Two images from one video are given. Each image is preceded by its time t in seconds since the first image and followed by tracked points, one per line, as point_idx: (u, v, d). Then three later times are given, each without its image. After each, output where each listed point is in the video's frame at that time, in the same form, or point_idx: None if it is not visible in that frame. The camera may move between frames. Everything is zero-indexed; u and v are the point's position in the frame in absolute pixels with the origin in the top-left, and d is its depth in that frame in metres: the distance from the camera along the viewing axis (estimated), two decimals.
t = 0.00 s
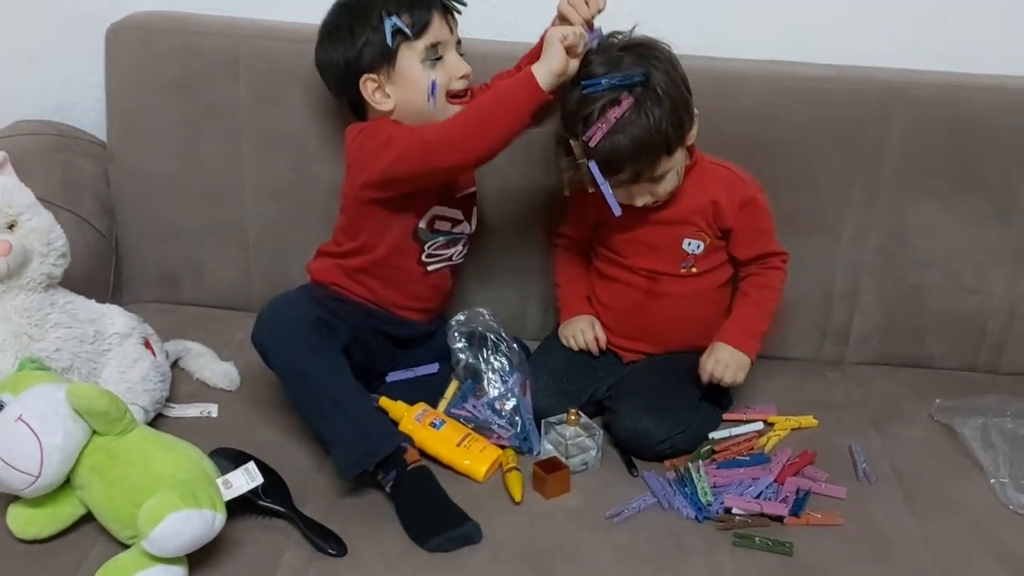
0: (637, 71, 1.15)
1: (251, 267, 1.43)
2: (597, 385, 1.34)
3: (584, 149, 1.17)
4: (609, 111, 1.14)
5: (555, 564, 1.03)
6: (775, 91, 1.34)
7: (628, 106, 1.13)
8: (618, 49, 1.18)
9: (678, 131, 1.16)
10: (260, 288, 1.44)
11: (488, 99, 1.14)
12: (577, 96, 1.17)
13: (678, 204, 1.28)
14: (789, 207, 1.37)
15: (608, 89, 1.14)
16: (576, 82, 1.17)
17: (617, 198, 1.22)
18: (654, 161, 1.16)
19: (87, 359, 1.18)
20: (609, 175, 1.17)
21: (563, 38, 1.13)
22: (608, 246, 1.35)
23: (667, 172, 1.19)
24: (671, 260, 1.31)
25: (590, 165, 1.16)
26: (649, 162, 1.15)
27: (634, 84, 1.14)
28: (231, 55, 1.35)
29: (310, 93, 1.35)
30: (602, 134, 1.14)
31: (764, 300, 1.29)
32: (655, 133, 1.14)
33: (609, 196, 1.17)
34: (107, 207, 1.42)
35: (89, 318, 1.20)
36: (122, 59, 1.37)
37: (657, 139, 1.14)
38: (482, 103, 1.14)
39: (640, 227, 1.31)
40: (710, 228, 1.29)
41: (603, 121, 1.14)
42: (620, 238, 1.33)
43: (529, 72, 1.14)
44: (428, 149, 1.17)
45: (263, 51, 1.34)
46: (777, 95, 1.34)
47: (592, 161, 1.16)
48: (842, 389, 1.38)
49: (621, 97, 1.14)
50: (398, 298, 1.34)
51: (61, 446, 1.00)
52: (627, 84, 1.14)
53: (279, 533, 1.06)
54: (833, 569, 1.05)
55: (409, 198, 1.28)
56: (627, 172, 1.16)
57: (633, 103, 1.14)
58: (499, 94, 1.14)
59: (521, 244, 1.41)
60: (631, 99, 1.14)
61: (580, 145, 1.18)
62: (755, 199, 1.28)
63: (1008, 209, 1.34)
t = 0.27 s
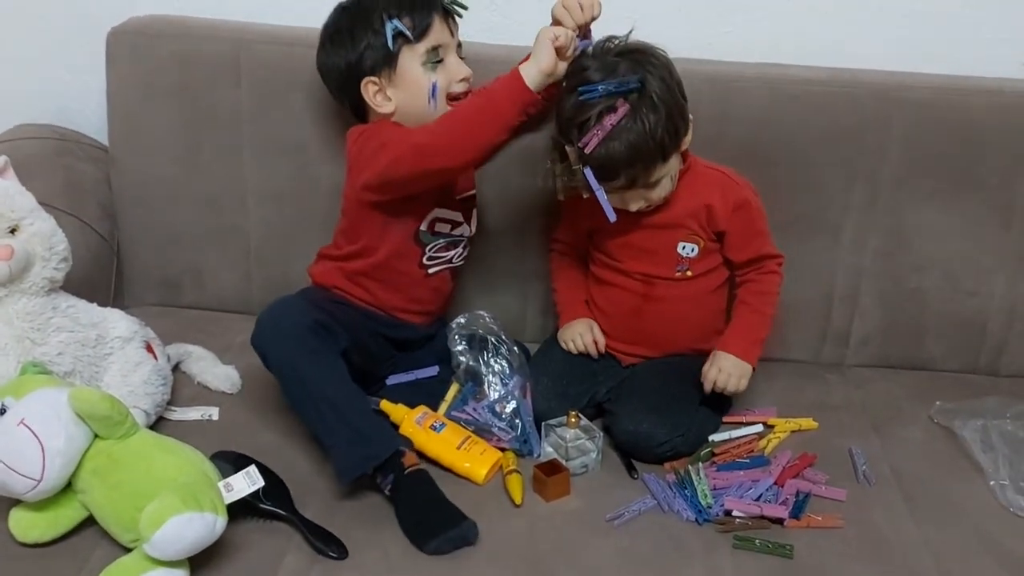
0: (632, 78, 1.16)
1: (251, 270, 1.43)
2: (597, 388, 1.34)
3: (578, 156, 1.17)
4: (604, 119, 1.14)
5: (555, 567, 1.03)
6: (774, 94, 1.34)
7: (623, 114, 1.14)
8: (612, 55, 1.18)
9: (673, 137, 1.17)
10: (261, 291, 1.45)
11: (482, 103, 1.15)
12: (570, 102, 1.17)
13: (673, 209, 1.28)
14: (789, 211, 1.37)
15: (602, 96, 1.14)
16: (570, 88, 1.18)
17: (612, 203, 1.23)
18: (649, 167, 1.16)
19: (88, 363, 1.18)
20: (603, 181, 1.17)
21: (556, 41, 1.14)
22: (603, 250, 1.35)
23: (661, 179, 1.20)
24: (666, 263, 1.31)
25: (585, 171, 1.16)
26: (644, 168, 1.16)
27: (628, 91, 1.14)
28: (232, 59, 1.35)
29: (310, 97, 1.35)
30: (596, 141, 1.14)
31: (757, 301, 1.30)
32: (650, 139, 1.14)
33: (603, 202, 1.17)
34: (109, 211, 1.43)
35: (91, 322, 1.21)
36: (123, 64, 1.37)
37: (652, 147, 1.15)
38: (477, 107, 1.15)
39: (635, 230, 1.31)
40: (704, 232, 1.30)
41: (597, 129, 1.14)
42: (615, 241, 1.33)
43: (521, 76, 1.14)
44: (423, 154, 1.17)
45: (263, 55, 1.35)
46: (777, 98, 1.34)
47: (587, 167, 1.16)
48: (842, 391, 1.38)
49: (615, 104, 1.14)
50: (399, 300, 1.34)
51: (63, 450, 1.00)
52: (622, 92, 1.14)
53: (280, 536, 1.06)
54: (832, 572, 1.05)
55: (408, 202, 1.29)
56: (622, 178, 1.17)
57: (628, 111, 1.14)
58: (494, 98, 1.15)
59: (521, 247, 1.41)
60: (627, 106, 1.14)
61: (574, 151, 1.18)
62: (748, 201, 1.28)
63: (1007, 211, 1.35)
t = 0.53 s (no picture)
0: (624, 79, 1.16)
1: (252, 272, 1.44)
2: (597, 388, 1.35)
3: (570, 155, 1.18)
4: (596, 119, 1.15)
5: (556, 566, 1.04)
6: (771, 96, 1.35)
7: (614, 114, 1.14)
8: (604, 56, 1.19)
9: (664, 139, 1.17)
10: (262, 292, 1.45)
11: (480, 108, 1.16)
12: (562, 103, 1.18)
13: (665, 209, 1.29)
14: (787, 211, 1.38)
15: (594, 96, 1.15)
16: (562, 88, 1.18)
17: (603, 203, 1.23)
18: (640, 168, 1.17)
19: (91, 365, 1.19)
20: (595, 181, 1.18)
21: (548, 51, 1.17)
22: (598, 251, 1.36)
23: (653, 179, 1.20)
24: (659, 264, 1.32)
25: (576, 170, 1.17)
26: (635, 168, 1.16)
27: (620, 92, 1.15)
28: (232, 62, 1.36)
29: (311, 99, 1.36)
30: (588, 141, 1.14)
31: (752, 302, 1.31)
32: (642, 140, 1.15)
33: (594, 202, 1.17)
34: (110, 213, 1.43)
35: (93, 324, 1.21)
36: (124, 67, 1.38)
37: (643, 147, 1.15)
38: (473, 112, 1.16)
39: (629, 232, 1.31)
40: (697, 233, 1.30)
41: (589, 128, 1.15)
42: (609, 242, 1.34)
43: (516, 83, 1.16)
44: (420, 160, 1.18)
45: (263, 58, 1.36)
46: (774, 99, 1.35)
47: (578, 167, 1.17)
48: (841, 390, 1.39)
49: (607, 105, 1.15)
50: (401, 303, 1.35)
51: (66, 452, 1.01)
52: (613, 92, 1.15)
53: (282, 536, 1.07)
54: (831, 570, 1.05)
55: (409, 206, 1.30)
56: (613, 179, 1.17)
57: (619, 111, 1.14)
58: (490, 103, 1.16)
59: (521, 248, 1.42)
60: (619, 107, 1.14)
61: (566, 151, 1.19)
62: (739, 201, 1.29)
63: (1004, 210, 1.35)
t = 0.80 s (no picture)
0: (624, 77, 1.16)
1: (255, 272, 1.45)
2: (597, 387, 1.35)
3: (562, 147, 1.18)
4: (591, 112, 1.15)
5: (558, 564, 1.04)
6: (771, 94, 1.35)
7: (609, 108, 1.14)
8: (607, 52, 1.19)
9: (658, 139, 1.17)
10: (264, 293, 1.46)
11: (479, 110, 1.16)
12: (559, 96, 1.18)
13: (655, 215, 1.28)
14: (788, 209, 1.38)
15: (591, 89, 1.15)
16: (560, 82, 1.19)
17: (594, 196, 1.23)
18: (630, 166, 1.17)
19: (94, 365, 1.19)
20: (585, 174, 1.18)
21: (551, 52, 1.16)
22: (594, 250, 1.36)
23: (643, 179, 1.19)
24: (650, 270, 1.32)
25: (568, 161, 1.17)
26: (626, 165, 1.16)
27: (618, 88, 1.15)
28: (234, 63, 1.37)
29: (312, 100, 1.36)
30: (580, 133, 1.15)
31: (726, 330, 1.25)
32: (635, 137, 1.15)
33: (583, 194, 1.19)
34: (113, 214, 1.44)
35: (96, 325, 1.22)
36: (126, 69, 1.39)
37: (636, 143, 1.15)
38: (473, 114, 1.17)
39: (621, 236, 1.31)
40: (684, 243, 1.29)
41: (582, 120, 1.15)
42: (604, 243, 1.34)
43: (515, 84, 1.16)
44: (421, 161, 1.18)
45: (265, 60, 1.36)
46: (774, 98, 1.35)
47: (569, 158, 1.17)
48: (842, 388, 1.39)
49: (604, 98, 1.15)
50: (403, 303, 1.35)
51: (70, 451, 1.01)
52: (610, 87, 1.15)
53: (286, 535, 1.07)
54: (832, 568, 1.06)
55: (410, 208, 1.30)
56: (602, 174, 1.17)
57: (615, 106, 1.14)
58: (489, 105, 1.16)
59: (522, 248, 1.42)
60: (615, 103, 1.15)
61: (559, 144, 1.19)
62: (724, 214, 1.27)
63: (1004, 208, 1.35)
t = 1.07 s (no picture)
0: (616, 77, 1.17)
1: (257, 272, 1.45)
2: (599, 385, 1.35)
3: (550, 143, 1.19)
4: (579, 109, 1.16)
5: (561, 561, 1.05)
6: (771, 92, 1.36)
7: (598, 106, 1.15)
8: (604, 52, 1.20)
9: (646, 142, 1.17)
10: (266, 292, 1.46)
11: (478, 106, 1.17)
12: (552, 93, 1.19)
13: (641, 223, 1.28)
14: (788, 207, 1.39)
15: (582, 87, 1.16)
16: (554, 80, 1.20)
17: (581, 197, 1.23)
18: (615, 165, 1.17)
19: (98, 365, 1.20)
20: (571, 170, 1.19)
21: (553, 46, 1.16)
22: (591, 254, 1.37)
23: (629, 182, 1.19)
24: (639, 279, 1.32)
25: (554, 157, 1.18)
26: (610, 165, 1.16)
27: (609, 88, 1.16)
28: (235, 63, 1.37)
29: (313, 100, 1.37)
30: (567, 128, 1.16)
31: (687, 350, 1.22)
32: (620, 138, 1.15)
33: (568, 191, 1.18)
34: (115, 215, 1.44)
35: (99, 325, 1.22)
36: (127, 70, 1.39)
37: (622, 143, 1.15)
38: (473, 110, 1.17)
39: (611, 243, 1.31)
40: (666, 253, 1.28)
41: (570, 116, 1.16)
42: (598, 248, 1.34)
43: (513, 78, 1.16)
44: (423, 156, 1.19)
45: (266, 60, 1.36)
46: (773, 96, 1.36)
47: (556, 153, 1.18)
48: (843, 385, 1.39)
49: (593, 96, 1.16)
50: (406, 302, 1.36)
51: (74, 451, 1.02)
52: (600, 85, 1.16)
53: (289, 533, 1.08)
54: (834, 563, 1.06)
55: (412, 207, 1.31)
56: (587, 172, 1.17)
57: (603, 104, 1.15)
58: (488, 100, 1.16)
59: (523, 246, 1.43)
60: (603, 100, 1.15)
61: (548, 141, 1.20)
62: (701, 225, 1.25)
63: (1004, 205, 1.36)
